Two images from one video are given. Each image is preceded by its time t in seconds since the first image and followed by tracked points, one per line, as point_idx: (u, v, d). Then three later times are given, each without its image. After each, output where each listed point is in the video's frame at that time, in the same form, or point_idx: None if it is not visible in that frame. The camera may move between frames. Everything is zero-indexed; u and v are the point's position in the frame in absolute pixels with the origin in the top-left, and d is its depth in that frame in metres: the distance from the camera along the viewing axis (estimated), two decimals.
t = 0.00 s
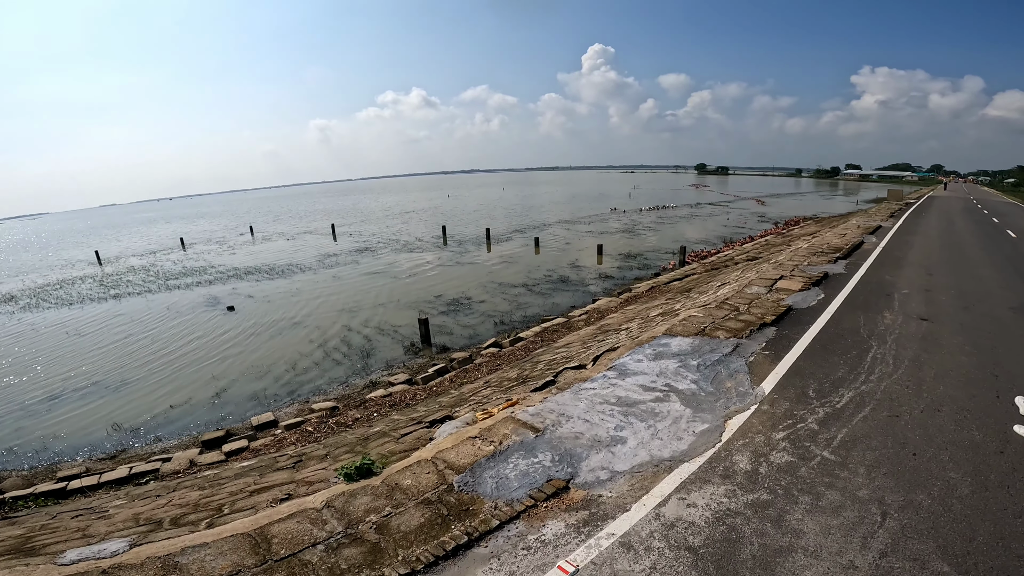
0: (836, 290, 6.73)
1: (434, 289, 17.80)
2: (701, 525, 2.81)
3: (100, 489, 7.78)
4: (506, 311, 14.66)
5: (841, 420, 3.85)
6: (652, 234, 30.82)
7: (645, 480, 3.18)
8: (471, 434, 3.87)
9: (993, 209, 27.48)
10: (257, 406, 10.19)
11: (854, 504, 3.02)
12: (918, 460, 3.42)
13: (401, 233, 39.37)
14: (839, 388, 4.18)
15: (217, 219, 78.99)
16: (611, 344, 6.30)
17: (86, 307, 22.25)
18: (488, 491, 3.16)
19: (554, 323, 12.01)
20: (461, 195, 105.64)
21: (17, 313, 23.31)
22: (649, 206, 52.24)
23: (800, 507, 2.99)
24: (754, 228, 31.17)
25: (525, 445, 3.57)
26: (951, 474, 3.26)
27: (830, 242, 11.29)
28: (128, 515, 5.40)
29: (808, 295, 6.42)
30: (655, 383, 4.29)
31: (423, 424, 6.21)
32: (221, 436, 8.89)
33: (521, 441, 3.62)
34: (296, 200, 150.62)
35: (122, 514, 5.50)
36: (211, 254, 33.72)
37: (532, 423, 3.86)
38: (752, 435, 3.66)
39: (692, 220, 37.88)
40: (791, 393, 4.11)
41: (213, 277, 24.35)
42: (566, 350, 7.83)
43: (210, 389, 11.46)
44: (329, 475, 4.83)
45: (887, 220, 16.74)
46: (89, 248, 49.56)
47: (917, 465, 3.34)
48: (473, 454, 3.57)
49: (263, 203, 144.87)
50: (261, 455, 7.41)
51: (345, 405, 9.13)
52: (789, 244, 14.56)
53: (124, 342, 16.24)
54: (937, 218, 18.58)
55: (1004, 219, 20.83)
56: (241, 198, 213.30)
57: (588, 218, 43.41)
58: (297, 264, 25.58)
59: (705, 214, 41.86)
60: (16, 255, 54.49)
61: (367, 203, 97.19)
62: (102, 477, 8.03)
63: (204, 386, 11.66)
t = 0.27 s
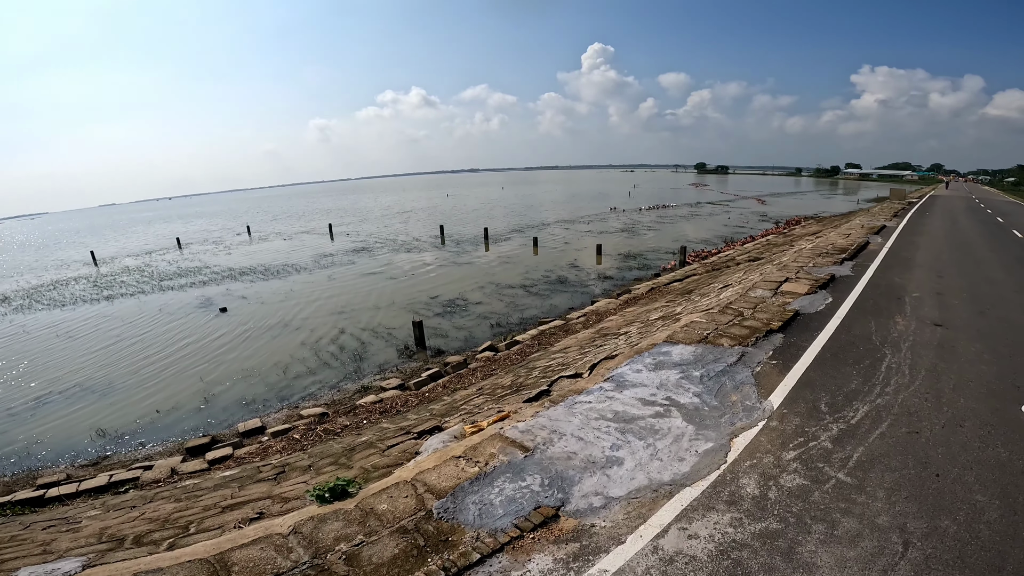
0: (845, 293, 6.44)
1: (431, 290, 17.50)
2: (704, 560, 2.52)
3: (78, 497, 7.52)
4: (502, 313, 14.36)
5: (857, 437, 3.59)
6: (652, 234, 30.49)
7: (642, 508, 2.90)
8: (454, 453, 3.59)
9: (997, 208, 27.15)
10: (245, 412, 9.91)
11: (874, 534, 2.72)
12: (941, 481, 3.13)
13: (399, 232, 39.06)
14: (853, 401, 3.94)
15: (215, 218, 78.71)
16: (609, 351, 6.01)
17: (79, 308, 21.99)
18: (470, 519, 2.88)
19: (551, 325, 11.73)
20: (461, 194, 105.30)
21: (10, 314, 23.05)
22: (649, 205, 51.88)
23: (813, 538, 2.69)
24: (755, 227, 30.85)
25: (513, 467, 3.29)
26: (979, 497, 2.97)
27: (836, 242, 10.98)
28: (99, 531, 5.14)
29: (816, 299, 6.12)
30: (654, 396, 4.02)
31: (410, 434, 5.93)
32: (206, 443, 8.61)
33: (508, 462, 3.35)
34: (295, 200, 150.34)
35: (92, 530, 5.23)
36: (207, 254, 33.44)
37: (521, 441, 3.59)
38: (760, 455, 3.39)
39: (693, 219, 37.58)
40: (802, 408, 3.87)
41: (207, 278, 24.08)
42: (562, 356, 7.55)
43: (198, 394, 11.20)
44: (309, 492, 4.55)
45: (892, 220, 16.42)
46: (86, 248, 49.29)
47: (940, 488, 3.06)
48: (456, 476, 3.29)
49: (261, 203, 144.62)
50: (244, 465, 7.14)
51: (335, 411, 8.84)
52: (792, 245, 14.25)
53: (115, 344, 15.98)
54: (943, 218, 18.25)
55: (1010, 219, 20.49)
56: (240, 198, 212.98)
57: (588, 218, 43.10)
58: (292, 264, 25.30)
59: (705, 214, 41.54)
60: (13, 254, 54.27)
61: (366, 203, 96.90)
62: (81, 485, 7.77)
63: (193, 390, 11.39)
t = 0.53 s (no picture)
0: (853, 295, 6.18)
1: (427, 290, 17.20)
2: None
3: (56, 507, 7.25)
4: (499, 313, 14.07)
5: (875, 455, 3.34)
6: (651, 232, 30.21)
7: (640, 540, 2.62)
8: (438, 475, 3.32)
9: (998, 205, 26.93)
10: (233, 417, 9.65)
11: (897, 566, 2.44)
12: (968, 505, 2.86)
13: (396, 231, 38.70)
14: (869, 415, 3.73)
15: (211, 217, 78.26)
16: (607, 357, 5.74)
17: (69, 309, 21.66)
18: (450, 552, 2.61)
19: (548, 326, 11.46)
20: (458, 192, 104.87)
21: None
22: (648, 203, 51.56)
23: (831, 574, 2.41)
24: (755, 225, 30.57)
25: (500, 492, 3.02)
26: (1012, 522, 2.70)
27: (840, 240, 10.71)
28: (66, 550, 4.86)
29: (823, 302, 5.84)
30: (655, 411, 3.76)
31: (398, 446, 5.66)
32: (192, 451, 8.35)
33: (495, 486, 3.08)
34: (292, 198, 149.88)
35: (60, 549, 4.96)
36: (201, 254, 33.09)
37: (509, 462, 3.33)
38: (770, 477, 3.13)
39: (692, 216, 37.26)
40: (814, 423, 3.65)
41: (200, 278, 23.74)
42: (559, 360, 7.28)
43: (186, 398, 10.94)
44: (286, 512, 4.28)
45: (895, 217, 16.14)
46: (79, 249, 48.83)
47: (968, 513, 2.78)
48: (437, 501, 3.02)
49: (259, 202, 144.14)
50: (227, 475, 6.87)
51: (324, 417, 8.57)
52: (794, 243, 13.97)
53: (104, 346, 15.69)
54: (946, 216, 17.97)
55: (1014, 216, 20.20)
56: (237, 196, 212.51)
57: (586, 216, 42.75)
58: (286, 264, 24.98)
59: (705, 211, 41.18)
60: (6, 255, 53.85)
61: (363, 201, 96.54)
62: (59, 494, 7.49)
63: (181, 395, 11.13)
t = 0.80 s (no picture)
0: (864, 296, 5.90)
1: (422, 289, 16.90)
2: None
3: (34, 515, 6.94)
4: (495, 312, 13.79)
5: (899, 474, 3.08)
6: (650, 228, 29.90)
7: None
8: (421, 499, 3.05)
9: (1000, 201, 26.66)
10: (221, 422, 9.37)
11: None
12: (1005, 529, 2.57)
13: (393, 228, 38.32)
14: (891, 429, 3.48)
15: (207, 215, 77.69)
16: (606, 362, 5.46)
17: (59, 310, 21.31)
18: None
19: (545, 326, 11.19)
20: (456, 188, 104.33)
21: None
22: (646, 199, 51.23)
23: None
24: (755, 221, 30.26)
25: (488, 519, 2.75)
26: None
27: (845, 237, 10.43)
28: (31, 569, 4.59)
29: (833, 304, 5.55)
30: (658, 427, 3.50)
31: (386, 456, 5.38)
32: (176, 457, 8.06)
33: (482, 513, 2.81)
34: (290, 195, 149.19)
35: (25, 568, 4.68)
36: (195, 253, 32.70)
37: (499, 485, 3.06)
38: (785, 501, 2.85)
39: (691, 212, 36.93)
40: (832, 439, 3.39)
41: (192, 277, 23.38)
42: (555, 364, 7.00)
43: (173, 402, 10.65)
44: (262, 532, 4.02)
45: (899, 213, 15.86)
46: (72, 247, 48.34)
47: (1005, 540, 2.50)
48: (418, 529, 2.74)
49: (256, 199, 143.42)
50: (210, 485, 6.60)
51: (314, 422, 8.30)
52: (796, 240, 13.68)
53: (92, 348, 15.37)
54: (950, 211, 17.69)
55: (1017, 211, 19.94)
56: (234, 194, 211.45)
57: (584, 212, 42.36)
58: (281, 262, 24.64)
59: (704, 207, 40.82)
60: None
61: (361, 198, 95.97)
62: (38, 502, 7.19)
63: (168, 398, 10.84)
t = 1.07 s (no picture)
0: (878, 301, 5.59)
1: (419, 288, 16.59)
2: None
3: (12, 527, 6.59)
4: (493, 313, 13.48)
5: (928, 504, 2.76)
6: (651, 225, 29.55)
7: None
8: (398, 534, 2.76)
9: (1006, 198, 26.26)
10: (208, 428, 9.08)
11: None
12: None
13: (391, 225, 37.97)
14: (916, 452, 3.17)
15: (205, 212, 77.29)
16: (605, 372, 5.16)
17: (52, 310, 21.03)
18: None
19: (543, 328, 10.89)
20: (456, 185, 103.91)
21: None
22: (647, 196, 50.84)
23: None
24: (756, 218, 29.91)
25: (470, 560, 2.46)
26: None
27: (853, 236, 10.09)
28: None
29: (847, 309, 5.29)
30: (660, 452, 3.21)
31: (372, 472, 5.09)
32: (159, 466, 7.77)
33: (464, 552, 2.52)
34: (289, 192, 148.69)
35: None
36: (191, 251, 32.36)
37: (484, 518, 2.77)
38: (801, 538, 2.55)
39: (692, 209, 36.54)
40: (852, 466, 3.09)
41: (187, 276, 23.08)
42: (553, 370, 6.70)
43: (161, 407, 10.38)
44: (233, 558, 3.73)
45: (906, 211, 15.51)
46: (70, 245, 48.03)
47: None
48: (390, 571, 2.44)
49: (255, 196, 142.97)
50: (191, 497, 6.32)
51: (303, 430, 8.02)
52: (801, 239, 13.35)
53: (82, 350, 15.09)
54: (958, 209, 17.33)
55: None
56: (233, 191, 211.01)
57: (584, 209, 41.98)
58: (277, 261, 24.33)
59: (705, 203, 40.42)
60: None
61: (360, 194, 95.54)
62: (17, 511, 6.86)
63: (156, 403, 10.56)
